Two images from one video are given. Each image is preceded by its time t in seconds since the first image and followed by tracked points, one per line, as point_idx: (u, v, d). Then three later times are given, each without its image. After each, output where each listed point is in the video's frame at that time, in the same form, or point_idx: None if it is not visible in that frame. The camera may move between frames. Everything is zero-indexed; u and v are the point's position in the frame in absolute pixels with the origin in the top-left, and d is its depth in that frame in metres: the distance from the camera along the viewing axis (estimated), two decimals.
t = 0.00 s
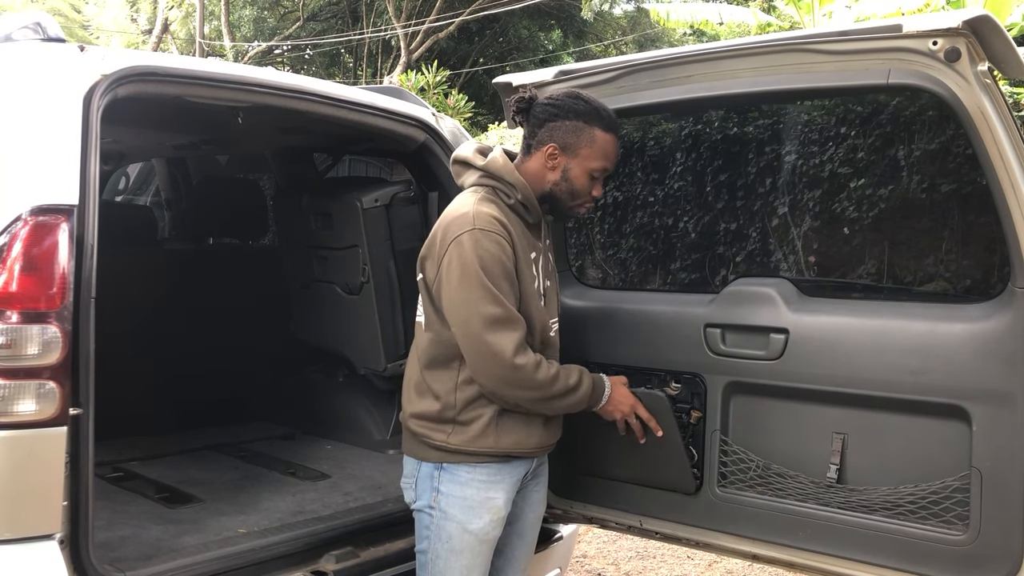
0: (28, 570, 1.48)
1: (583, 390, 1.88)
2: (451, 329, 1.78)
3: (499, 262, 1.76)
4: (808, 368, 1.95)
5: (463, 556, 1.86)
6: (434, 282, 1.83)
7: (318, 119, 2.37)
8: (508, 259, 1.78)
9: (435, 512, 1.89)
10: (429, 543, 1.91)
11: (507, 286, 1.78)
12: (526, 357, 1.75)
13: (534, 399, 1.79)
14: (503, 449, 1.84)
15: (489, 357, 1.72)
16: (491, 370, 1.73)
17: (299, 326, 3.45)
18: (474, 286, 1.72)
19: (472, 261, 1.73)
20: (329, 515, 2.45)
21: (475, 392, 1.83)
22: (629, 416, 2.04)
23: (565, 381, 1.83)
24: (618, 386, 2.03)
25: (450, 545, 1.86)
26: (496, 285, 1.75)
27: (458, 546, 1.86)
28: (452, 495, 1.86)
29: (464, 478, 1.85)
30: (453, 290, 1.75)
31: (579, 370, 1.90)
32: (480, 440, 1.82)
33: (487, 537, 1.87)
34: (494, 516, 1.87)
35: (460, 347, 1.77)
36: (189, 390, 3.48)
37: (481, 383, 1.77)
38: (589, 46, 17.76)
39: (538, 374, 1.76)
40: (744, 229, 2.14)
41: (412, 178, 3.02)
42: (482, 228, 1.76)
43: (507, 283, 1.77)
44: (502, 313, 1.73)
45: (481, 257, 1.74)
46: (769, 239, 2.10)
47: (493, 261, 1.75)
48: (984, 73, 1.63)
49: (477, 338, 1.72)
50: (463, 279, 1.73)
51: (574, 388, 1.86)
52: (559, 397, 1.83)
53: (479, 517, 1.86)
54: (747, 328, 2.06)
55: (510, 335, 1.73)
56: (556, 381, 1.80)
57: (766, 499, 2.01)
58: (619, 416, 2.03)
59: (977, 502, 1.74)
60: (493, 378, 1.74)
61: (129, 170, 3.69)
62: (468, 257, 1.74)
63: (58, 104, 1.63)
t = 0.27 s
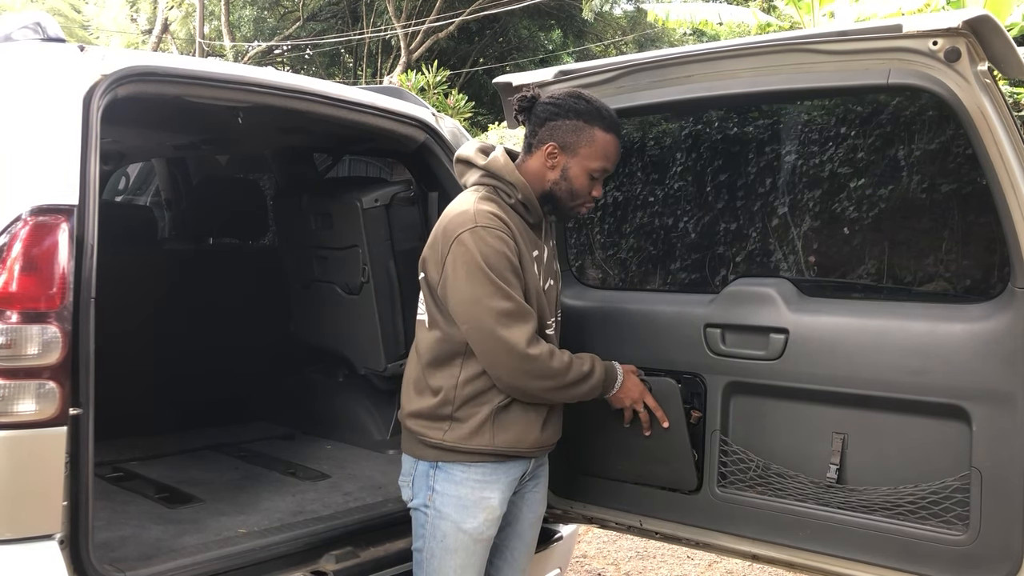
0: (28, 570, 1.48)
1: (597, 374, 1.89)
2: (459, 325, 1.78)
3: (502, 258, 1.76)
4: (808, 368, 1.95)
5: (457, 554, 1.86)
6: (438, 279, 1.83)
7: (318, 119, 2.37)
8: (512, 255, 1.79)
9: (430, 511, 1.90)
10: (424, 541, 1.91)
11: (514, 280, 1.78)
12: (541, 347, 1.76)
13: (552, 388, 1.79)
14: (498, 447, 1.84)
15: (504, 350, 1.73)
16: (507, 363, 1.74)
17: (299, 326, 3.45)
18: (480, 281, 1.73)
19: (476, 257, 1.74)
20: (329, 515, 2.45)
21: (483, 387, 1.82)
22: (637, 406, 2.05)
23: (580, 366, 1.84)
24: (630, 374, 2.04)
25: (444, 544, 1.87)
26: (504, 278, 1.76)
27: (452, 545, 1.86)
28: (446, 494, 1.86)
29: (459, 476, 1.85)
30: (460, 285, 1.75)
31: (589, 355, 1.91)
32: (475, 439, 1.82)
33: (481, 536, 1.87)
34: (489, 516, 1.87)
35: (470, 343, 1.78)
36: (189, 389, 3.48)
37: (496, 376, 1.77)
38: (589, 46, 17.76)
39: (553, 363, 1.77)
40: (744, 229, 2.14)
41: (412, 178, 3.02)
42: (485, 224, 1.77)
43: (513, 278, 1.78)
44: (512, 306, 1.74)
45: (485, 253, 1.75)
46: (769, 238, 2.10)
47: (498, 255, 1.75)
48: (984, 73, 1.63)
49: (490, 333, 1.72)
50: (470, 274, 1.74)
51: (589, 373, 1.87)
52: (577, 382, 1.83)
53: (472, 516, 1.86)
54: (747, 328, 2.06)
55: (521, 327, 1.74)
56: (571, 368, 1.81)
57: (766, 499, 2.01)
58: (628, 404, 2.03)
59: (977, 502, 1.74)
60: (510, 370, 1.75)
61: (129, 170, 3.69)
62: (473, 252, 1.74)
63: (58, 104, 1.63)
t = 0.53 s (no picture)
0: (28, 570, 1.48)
1: (590, 389, 1.88)
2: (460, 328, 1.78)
3: (508, 261, 1.76)
4: (808, 368, 1.95)
5: (467, 555, 1.86)
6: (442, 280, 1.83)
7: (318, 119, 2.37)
8: (518, 257, 1.79)
9: (439, 512, 1.89)
10: (432, 543, 1.91)
11: (517, 283, 1.78)
12: (536, 355, 1.75)
13: (545, 396, 1.79)
14: (507, 452, 1.84)
15: (500, 355, 1.73)
16: (501, 368, 1.74)
17: (300, 326, 3.45)
18: (485, 283, 1.72)
19: (482, 259, 1.73)
20: (329, 515, 2.45)
21: (482, 390, 1.82)
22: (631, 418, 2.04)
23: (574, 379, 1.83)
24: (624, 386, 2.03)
25: (453, 545, 1.87)
26: (507, 280, 1.75)
27: (462, 546, 1.86)
28: (456, 495, 1.86)
29: (469, 478, 1.85)
30: (463, 287, 1.75)
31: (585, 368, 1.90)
32: (484, 440, 1.82)
33: (491, 537, 1.88)
34: (498, 516, 1.88)
35: (470, 347, 1.78)
36: (189, 390, 3.48)
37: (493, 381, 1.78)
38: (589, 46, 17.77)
39: (548, 372, 1.77)
40: (744, 229, 2.14)
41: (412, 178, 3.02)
42: (492, 225, 1.77)
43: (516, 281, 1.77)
44: (512, 310, 1.73)
45: (491, 255, 1.74)
46: (769, 239, 2.10)
47: (503, 257, 1.75)
48: (984, 73, 1.63)
49: (488, 336, 1.72)
50: (473, 276, 1.73)
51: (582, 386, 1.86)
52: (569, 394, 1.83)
53: (483, 517, 1.86)
54: (747, 328, 2.06)
55: (520, 333, 1.74)
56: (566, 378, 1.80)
57: (766, 499, 2.01)
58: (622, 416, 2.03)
59: (977, 502, 1.74)
60: (505, 375, 1.74)
61: (129, 171, 3.69)
62: (477, 253, 1.74)
63: (57, 104, 1.63)
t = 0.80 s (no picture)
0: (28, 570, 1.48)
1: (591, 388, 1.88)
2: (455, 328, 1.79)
3: (499, 261, 1.76)
4: (808, 369, 1.95)
5: (466, 555, 1.86)
6: (436, 282, 1.84)
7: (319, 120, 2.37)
8: (509, 257, 1.79)
9: (438, 512, 1.89)
10: (432, 543, 1.91)
11: (509, 283, 1.78)
12: (532, 351, 1.76)
13: (541, 395, 1.79)
14: (505, 452, 1.84)
15: (495, 353, 1.73)
16: (497, 367, 1.74)
17: (300, 326, 3.45)
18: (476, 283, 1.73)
19: (472, 260, 1.74)
20: (329, 515, 2.46)
21: (479, 390, 1.82)
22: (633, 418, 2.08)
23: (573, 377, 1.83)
24: (625, 386, 2.06)
25: (452, 545, 1.86)
26: (498, 280, 1.76)
27: (461, 546, 1.86)
28: (455, 495, 1.86)
29: (468, 478, 1.85)
30: (455, 288, 1.76)
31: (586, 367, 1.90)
32: (483, 440, 1.82)
33: (490, 538, 1.87)
34: (497, 517, 1.87)
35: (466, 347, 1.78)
36: (189, 390, 3.48)
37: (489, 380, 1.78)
38: (589, 46, 17.75)
39: (544, 370, 1.77)
40: (744, 229, 2.14)
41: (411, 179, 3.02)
42: (482, 226, 1.77)
43: (508, 280, 1.78)
44: (504, 309, 1.74)
45: (481, 255, 1.75)
46: (769, 239, 2.10)
47: (493, 257, 1.76)
48: (985, 73, 1.63)
49: (482, 335, 1.73)
50: (464, 277, 1.74)
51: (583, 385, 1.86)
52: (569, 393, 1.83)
53: (481, 517, 1.86)
54: (747, 328, 2.06)
55: (514, 332, 1.74)
56: (563, 377, 1.80)
57: (766, 499, 2.01)
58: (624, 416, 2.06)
59: (977, 502, 1.74)
60: (502, 374, 1.75)
61: (129, 171, 3.69)
62: (467, 254, 1.75)
63: (58, 104, 1.63)
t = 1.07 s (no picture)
0: (29, 570, 1.48)
1: (577, 401, 1.86)
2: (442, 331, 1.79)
3: (483, 262, 1.76)
4: (808, 369, 1.95)
5: (464, 556, 1.86)
6: (426, 285, 1.85)
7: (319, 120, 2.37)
8: (494, 258, 1.79)
9: (437, 512, 1.89)
10: (431, 543, 1.91)
11: (495, 285, 1.78)
12: (511, 356, 1.75)
13: (522, 404, 1.78)
14: (503, 454, 1.84)
15: (476, 356, 1.73)
16: (476, 370, 1.74)
17: (300, 326, 3.45)
18: (458, 286, 1.73)
19: (454, 262, 1.74)
20: (329, 515, 2.46)
21: (467, 394, 1.82)
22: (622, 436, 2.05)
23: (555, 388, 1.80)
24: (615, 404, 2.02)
25: (451, 546, 1.86)
26: (483, 282, 1.76)
27: (459, 547, 1.86)
28: (454, 496, 1.86)
29: (466, 478, 1.84)
30: (440, 291, 1.76)
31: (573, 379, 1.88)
32: (479, 440, 1.82)
33: (489, 538, 1.87)
34: (496, 517, 1.87)
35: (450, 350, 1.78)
36: (190, 390, 3.48)
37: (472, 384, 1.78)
38: (589, 46, 17.75)
39: (525, 379, 1.75)
40: (744, 229, 2.14)
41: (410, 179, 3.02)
42: (466, 227, 1.77)
43: (493, 282, 1.78)
44: (485, 312, 1.73)
45: (463, 257, 1.75)
46: (769, 239, 2.10)
47: (477, 259, 1.75)
48: (984, 73, 1.64)
49: (464, 339, 1.73)
50: (447, 279, 1.75)
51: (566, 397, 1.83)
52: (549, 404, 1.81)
53: (480, 517, 1.86)
54: (747, 328, 2.07)
55: (495, 337, 1.74)
56: (546, 387, 1.78)
57: (766, 499, 2.02)
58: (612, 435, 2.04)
59: (977, 502, 1.74)
60: (482, 378, 1.74)
61: (129, 171, 3.70)
62: (450, 257, 1.76)
63: (58, 104, 1.63)
